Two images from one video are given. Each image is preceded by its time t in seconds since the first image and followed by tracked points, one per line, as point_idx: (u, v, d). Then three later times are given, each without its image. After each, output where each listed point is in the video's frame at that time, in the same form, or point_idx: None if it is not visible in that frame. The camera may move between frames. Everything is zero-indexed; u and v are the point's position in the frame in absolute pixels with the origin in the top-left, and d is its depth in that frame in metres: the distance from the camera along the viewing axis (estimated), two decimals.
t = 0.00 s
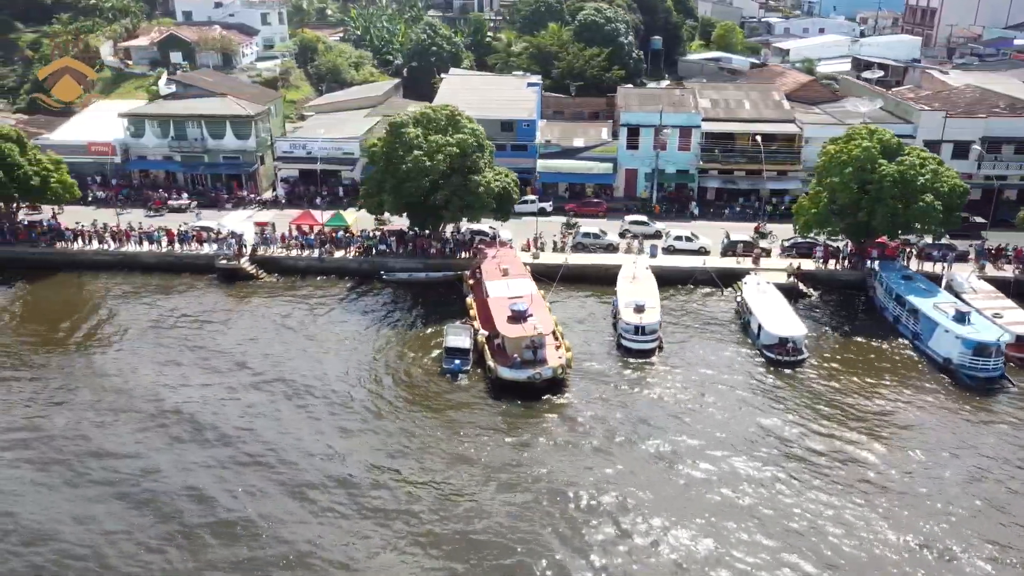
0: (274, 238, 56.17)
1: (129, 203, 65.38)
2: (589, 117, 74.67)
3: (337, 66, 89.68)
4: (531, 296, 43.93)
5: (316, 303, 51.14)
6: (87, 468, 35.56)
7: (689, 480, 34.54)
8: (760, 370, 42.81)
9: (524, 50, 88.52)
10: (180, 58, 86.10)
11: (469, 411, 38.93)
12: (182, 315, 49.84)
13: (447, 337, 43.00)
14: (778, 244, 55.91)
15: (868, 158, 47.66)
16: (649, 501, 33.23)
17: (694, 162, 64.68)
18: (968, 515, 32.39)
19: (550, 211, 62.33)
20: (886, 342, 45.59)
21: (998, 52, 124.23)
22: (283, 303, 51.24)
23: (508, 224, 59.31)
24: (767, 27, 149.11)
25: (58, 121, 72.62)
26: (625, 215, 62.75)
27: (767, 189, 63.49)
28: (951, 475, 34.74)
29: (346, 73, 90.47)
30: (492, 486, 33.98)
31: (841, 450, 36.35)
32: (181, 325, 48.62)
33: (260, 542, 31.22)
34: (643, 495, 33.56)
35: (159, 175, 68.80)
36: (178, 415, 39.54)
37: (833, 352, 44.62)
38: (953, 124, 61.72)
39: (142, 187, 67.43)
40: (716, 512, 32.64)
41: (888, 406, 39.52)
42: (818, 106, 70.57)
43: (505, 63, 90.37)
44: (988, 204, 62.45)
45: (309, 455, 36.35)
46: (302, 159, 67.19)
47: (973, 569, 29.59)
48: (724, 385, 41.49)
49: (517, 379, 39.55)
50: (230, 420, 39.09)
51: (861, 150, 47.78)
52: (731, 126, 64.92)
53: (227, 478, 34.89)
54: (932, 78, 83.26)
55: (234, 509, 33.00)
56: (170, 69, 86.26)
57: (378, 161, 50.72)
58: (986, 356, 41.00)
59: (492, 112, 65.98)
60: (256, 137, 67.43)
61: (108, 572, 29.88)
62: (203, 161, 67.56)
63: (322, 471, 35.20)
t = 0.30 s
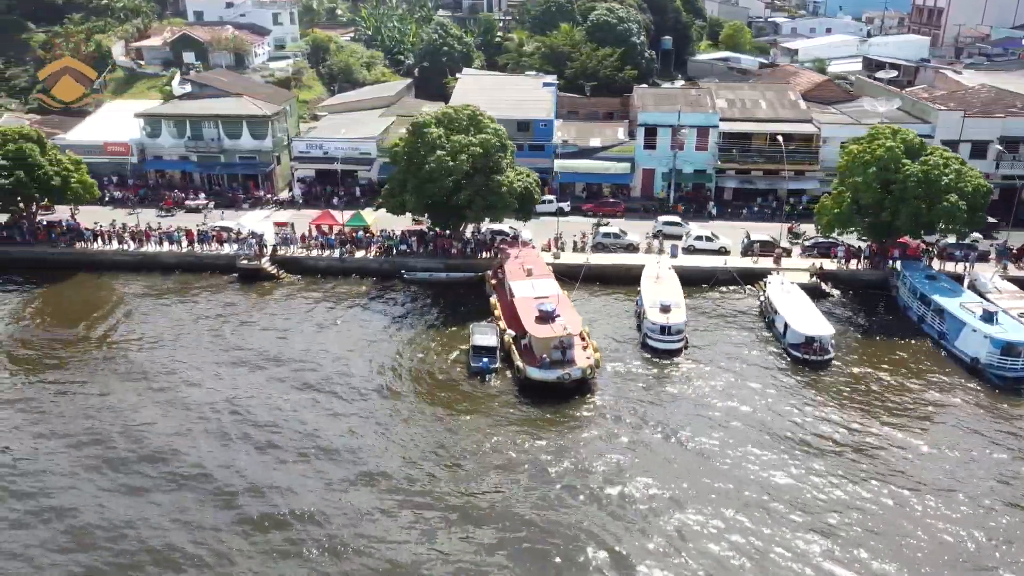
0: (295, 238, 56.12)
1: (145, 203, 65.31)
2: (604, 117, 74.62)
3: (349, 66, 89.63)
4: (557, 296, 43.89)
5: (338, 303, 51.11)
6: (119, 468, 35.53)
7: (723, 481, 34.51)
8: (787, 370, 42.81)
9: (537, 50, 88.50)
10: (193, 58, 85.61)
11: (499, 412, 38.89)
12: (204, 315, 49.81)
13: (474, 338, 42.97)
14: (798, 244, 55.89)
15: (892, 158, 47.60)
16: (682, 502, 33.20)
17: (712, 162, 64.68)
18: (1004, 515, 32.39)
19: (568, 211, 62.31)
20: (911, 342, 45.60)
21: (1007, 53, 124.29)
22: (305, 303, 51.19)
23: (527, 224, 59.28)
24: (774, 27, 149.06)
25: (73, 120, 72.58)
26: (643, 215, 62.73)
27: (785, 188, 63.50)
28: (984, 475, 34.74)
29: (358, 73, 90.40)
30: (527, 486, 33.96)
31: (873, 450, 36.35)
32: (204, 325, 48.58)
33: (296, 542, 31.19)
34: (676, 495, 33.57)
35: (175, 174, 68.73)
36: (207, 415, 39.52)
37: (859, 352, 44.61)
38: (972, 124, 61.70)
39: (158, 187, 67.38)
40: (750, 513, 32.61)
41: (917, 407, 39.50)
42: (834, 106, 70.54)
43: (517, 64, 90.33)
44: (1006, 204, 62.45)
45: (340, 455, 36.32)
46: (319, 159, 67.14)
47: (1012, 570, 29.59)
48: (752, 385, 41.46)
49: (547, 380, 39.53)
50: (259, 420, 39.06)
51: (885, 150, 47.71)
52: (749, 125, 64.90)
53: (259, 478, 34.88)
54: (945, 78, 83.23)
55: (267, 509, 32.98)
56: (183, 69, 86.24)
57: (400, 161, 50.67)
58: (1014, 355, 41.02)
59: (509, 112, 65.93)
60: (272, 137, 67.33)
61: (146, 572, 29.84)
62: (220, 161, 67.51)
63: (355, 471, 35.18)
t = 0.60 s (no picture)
0: (315, 238, 56.07)
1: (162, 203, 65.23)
2: (619, 117, 74.59)
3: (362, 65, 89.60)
4: (583, 296, 43.95)
5: (360, 303, 51.08)
6: (152, 468, 35.55)
7: (755, 480, 34.48)
8: (813, 370, 42.78)
9: (550, 50, 88.51)
10: (206, 58, 86.06)
11: (528, 412, 38.88)
12: (227, 315, 49.84)
13: (501, 337, 43.00)
14: (819, 244, 55.89)
15: (916, 158, 47.63)
16: (717, 501, 33.18)
17: (729, 162, 64.73)
18: None
19: (587, 211, 62.27)
20: (936, 341, 45.61)
21: (1015, 53, 124.32)
22: (327, 304, 51.16)
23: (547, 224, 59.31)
24: (781, 27, 149.05)
25: (89, 120, 72.58)
26: (661, 215, 62.67)
27: (803, 188, 63.47)
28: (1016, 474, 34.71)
29: (370, 73, 90.37)
30: (560, 486, 33.95)
31: (904, 449, 36.31)
32: (227, 325, 48.57)
33: (332, 541, 31.19)
34: (710, 494, 33.56)
35: (192, 174, 68.73)
36: (236, 415, 39.54)
37: (884, 351, 44.62)
38: (991, 124, 61.72)
39: (175, 187, 67.39)
40: (785, 512, 32.56)
41: (945, 406, 39.47)
42: (850, 106, 70.58)
43: (529, 64, 90.32)
44: None
45: (370, 454, 36.35)
46: (336, 159, 67.15)
47: None
48: (779, 384, 41.47)
49: (577, 380, 39.57)
50: (288, 420, 39.09)
51: (909, 150, 47.74)
52: (766, 125, 64.96)
53: (292, 477, 34.90)
54: (959, 79, 83.22)
55: (303, 508, 32.99)
56: (197, 69, 86.24)
57: (423, 161, 50.70)
58: None
59: (527, 112, 65.92)
60: (289, 137, 67.27)
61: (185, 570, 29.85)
62: (237, 161, 67.48)
63: (387, 470, 35.20)
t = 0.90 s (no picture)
0: (335, 238, 56.06)
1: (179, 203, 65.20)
2: (634, 117, 74.61)
3: (374, 66, 89.58)
4: (608, 297, 44.08)
5: (382, 304, 51.08)
6: (185, 468, 35.60)
7: (789, 479, 34.48)
8: (840, 369, 42.79)
9: (563, 51, 88.53)
10: (219, 58, 85.98)
11: (556, 413, 38.89)
12: (250, 316, 49.83)
13: (527, 338, 43.01)
14: (839, 244, 55.91)
15: (940, 158, 47.63)
16: (751, 501, 33.18)
17: (747, 162, 64.75)
18: None
19: (605, 211, 62.22)
20: (961, 341, 45.61)
21: None
22: (348, 304, 51.12)
23: (567, 224, 59.39)
24: (789, 27, 149.05)
25: (104, 120, 72.64)
26: (678, 215, 62.63)
27: (821, 188, 63.44)
28: None
29: (382, 73, 90.31)
30: (594, 486, 33.95)
31: (935, 449, 36.27)
32: (250, 326, 48.56)
33: (367, 541, 31.14)
34: (744, 494, 33.54)
35: (208, 175, 68.68)
36: (265, 415, 39.57)
37: (910, 352, 44.63)
38: (1009, 124, 61.73)
39: (191, 187, 67.34)
40: (820, 511, 32.56)
41: (974, 406, 39.45)
42: (866, 106, 70.58)
43: (542, 64, 90.31)
44: None
45: (401, 454, 36.33)
46: (353, 159, 67.10)
47: None
48: (807, 385, 41.46)
49: (606, 380, 39.69)
50: (318, 420, 39.11)
51: (933, 150, 47.73)
52: (783, 125, 64.99)
53: (325, 477, 34.90)
54: (973, 78, 83.21)
55: (338, 508, 33.00)
56: (210, 69, 86.40)
57: (445, 161, 50.73)
58: None
59: (544, 112, 65.86)
60: (306, 138, 67.26)
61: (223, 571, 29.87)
62: (254, 161, 67.46)
63: (420, 471, 35.19)
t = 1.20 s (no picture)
0: (356, 238, 56.05)
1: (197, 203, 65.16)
2: (649, 117, 74.58)
3: (386, 65, 89.51)
4: (634, 297, 44.23)
5: (404, 304, 51.02)
6: (215, 468, 35.49)
7: (822, 481, 34.42)
8: (866, 370, 42.73)
9: (576, 51, 88.49)
10: (232, 58, 86.41)
11: (586, 414, 38.84)
12: (272, 316, 49.76)
13: (554, 339, 43.01)
14: (859, 244, 55.89)
15: (964, 158, 47.65)
16: (786, 502, 33.10)
17: (764, 162, 64.71)
18: None
19: (623, 211, 62.17)
20: (986, 342, 45.56)
21: None
22: (371, 304, 51.06)
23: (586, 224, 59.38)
24: (796, 27, 149.00)
25: (119, 120, 72.63)
26: (697, 216, 62.57)
27: (838, 188, 63.38)
28: None
29: (395, 73, 90.22)
30: (626, 487, 33.91)
31: (966, 450, 36.22)
32: (273, 326, 48.50)
33: (401, 542, 31.07)
34: (777, 495, 33.49)
35: (224, 174, 68.58)
36: (293, 415, 39.53)
37: (935, 352, 44.59)
38: None
39: (208, 187, 67.20)
40: (856, 512, 32.51)
41: (1003, 407, 39.38)
42: (882, 106, 70.55)
43: (554, 64, 90.29)
44: None
45: (431, 454, 36.25)
46: (370, 159, 67.04)
47: None
48: (835, 385, 41.41)
49: (635, 380, 39.87)
50: (346, 420, 39.08)
51: (957, 151, 47.74)
52: (800, 125, 64.97)
53: (357, 478, 34.82)
54: (987, 78, 83.13)
55: (372, 508, 32.90)
56: (223, 69, 86.53)
57: (467, 161, 50.73)
58: None
59: (561, 112, 65.82)
60: (322, 138, 67.19)
61: (260, 572, 29.77)
62: (270, 161, 67.39)
63: (452, 470, 35.10)
